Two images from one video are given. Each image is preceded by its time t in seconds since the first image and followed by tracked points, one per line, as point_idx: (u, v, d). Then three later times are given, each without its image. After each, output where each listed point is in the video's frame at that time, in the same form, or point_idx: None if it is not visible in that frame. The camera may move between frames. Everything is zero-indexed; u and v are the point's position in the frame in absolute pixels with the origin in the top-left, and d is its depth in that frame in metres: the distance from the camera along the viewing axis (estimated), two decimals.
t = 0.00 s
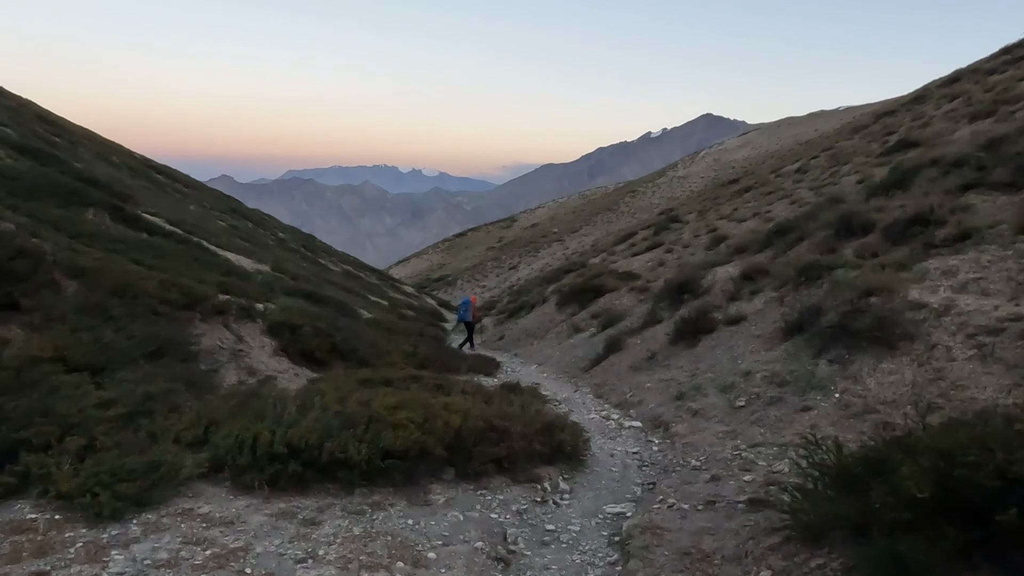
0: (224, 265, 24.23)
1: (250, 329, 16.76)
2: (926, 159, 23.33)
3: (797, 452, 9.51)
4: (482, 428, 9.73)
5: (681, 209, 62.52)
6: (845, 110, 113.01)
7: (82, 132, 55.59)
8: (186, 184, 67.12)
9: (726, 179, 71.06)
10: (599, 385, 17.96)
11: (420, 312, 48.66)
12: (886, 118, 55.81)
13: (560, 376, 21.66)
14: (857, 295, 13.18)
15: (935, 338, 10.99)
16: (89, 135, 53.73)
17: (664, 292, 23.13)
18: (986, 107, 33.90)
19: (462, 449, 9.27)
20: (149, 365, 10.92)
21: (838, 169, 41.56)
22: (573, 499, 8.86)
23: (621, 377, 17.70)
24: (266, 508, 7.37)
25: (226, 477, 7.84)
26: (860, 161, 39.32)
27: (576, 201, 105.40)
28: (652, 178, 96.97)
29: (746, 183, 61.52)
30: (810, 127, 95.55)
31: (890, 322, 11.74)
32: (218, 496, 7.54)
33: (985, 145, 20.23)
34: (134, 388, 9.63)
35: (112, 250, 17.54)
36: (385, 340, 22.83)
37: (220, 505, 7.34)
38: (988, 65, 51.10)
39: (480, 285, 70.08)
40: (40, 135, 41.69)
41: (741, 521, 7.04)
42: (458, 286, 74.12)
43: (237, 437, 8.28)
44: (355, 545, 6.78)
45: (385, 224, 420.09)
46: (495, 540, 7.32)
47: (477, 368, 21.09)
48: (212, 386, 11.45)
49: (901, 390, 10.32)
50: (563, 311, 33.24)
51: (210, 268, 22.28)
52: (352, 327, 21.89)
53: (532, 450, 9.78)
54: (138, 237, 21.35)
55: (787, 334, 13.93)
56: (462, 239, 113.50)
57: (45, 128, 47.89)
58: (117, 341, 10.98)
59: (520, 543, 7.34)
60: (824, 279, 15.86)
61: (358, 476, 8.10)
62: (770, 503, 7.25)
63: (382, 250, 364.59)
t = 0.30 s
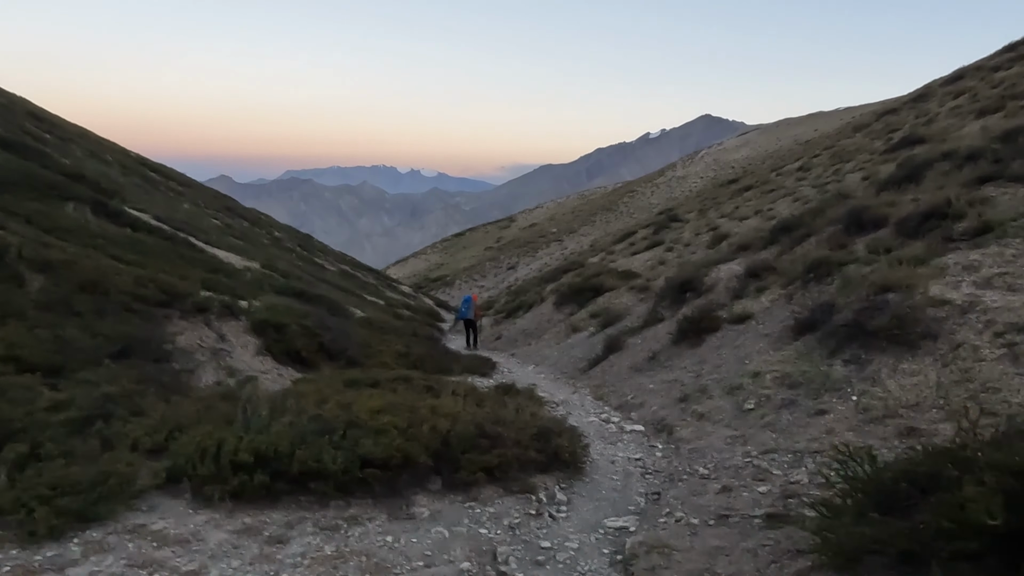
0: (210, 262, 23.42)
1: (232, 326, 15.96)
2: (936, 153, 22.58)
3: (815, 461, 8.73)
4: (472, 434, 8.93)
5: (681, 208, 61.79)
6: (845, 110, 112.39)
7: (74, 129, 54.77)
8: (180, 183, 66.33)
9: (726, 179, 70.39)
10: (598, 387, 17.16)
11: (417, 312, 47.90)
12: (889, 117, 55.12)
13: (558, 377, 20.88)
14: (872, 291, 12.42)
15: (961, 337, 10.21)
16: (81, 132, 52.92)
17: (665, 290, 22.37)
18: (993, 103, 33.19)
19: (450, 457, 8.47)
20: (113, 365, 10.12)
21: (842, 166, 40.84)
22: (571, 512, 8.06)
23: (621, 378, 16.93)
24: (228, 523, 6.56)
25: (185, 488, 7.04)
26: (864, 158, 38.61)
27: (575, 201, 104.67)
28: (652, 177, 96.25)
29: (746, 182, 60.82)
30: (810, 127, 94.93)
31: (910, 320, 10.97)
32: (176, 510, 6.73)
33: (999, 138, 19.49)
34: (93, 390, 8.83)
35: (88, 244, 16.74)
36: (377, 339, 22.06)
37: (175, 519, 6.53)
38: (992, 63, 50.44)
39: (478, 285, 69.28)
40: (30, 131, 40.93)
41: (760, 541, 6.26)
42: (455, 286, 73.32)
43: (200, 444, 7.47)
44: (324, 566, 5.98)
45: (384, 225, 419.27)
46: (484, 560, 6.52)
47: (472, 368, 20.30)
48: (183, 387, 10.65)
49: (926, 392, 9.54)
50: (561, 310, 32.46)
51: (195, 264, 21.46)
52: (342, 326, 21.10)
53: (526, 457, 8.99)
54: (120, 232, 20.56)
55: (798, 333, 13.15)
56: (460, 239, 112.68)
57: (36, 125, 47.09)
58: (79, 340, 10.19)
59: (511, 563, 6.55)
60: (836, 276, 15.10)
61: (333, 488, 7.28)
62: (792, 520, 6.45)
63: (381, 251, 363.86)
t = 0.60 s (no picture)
0: (199, 263, 22.72)
1: (216, 331, 15.26)
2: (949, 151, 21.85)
3: (837, 484, 7.98)
4: (461, 454, 8.20)
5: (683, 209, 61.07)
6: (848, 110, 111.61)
7: (69, 128, 54.19)
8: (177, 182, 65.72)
9: (729, 179, 69.63)
10: (599, 395, 16.45)
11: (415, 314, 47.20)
12: (895, 116, 54.40)
13: (557, 383, 20.16)
14: (890, 297, 11.70)
15: (990, 348, 9.48)
16: (76, 131, 52.32)
17: (668, 293, 21.67)
18: (1004, 101, 32.47)
19: (436, 480, 7.73)
20: (77, 377, 9.42)
21: (847, 166, 40.12)
22: (569, 542, 7.33)
23: (623, 386, 16.19)
24: (183, 558, 5.82)
25: (139, 519, 6.31)
26: (871, 158, 37.89)
27: (576, 202, 103.96)
28: (653, 178, 95.55)
29: (749, 182, 60.08)
30: (813, 127, 94.16)
31: (932, 328, 10.27)
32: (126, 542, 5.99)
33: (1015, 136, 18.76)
34: (48, 407, 8.12)
35: (67, 246, 16.06)
36: (370, 343, 21.36)
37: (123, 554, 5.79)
38: (999, 61, 49.70)
39: (478, 286, 68.57)
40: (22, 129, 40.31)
41: None
42: (455, 287, 72.60)
43: (157, 469, 6.73)
44: None
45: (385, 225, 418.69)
46: None
47: (469, 374, 19.60)
48: (155, 400, 9.94)
49: (954, 408, 8.81)
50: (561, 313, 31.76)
51: (182, 266, 20.78)
52: (334, 330, 20.36)
53: (520, 479, 8.26)
54: (104, 233, 19.88)
55: (810, 341, 12.44)
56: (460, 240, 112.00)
57: (30, 124, 46.48)
58: (40, 351, 9.49)
59: None
60: (848, 280, 14.38)
61: (304, 517, 6.55)
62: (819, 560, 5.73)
63: (382, 251, 363.29)
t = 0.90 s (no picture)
0: (188, 257, 21.93)
1: (200, 327, 14.47)
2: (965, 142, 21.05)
3: (873, 495, 7.15)
4: (452, 461, 7.40)
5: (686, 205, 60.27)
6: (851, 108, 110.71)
7: (64, 123, 53.44)
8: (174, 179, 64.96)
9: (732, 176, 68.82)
10: (603, 394, 15.65)
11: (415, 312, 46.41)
12: (901, 111, 53.62)
13: (559, 382, 19.37)
14: (918, 290, 10.89)
15: None
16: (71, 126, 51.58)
17: (674, 289, 20.86)
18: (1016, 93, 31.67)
19: (424, 490, 6.93)
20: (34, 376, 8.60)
21: (855, 161, 39.33)
22: (573, 560, 6.53)
23: (628, 385, 15.38)
24: None
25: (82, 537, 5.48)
26: (879, 153, 37.10)
27: (577, 200, 103.17)
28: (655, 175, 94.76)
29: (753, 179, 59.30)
30: (817, 124, 93.35)
31: (967, 323, 9.47)
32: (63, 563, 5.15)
33: None
34: None
35: (43, 237, 15.25)
36: (365, 341, 20.58)
37: None
38: (1008, 55, 48.90)
39: (478, 284, 67.79)
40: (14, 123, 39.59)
41: None
42: (456, 286, 71.85)
43: (106, 479, 5.90)
44: None
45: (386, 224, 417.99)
46: None
47: (467, 373, 18.81)
48: (123, 400, 9.14)
49: (998, 409, 8.01)
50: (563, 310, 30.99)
51: (170, 261, 19.99)
52: (327, 326, 19.57)
53: (518, 488, 7.45)
54: (88, 225, 19.08)
55: (830, 337, 11.63)
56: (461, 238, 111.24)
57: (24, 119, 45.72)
58: None
59: None
60: (868, 273, 13.57)
61: (273, 534, 5.72)
62: None
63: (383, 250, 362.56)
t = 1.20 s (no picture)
0: (177, 259, 21.23)
1: (183, 332, 13.77)
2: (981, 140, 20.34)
3: (909, 530, 6.43)
4: (439, 490, 6.69)
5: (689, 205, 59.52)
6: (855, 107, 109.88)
7: (61, 121, 52.78)
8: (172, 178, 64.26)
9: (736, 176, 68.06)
10: (605, 404, 14.94)
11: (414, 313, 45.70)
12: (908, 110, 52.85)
13: (560, 388, 18.67)
14: (945, 298, 10.18)
15: None
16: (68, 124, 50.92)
17: (679, 292, 20.14)
18: None
19: (408, 525, 6.22)
20: None
21: (862, 160, 38.58)
22: None
23: (632, 394, 14.67)
24: None
25: None
26: (887, 152, 36.37)
27: (579, 199, 102.40)
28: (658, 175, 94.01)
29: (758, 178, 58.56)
30: (821, 124, 92.58)
31: (1001, 334, 8.75)
32: None
33: None
34: None
35: (18, 239, 14.54)
36: (359, 345, 19.89)
37: None
38: (1017, 53, 48.13)
39: (479, 285, 67.05)
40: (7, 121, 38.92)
41: None
42: (456, 286, 71.17)
43: (44, 516, 5.18)
44: None
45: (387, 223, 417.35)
46: None
47: (464, 379, 18.11)
48: (86, 417, 8.43)
49: None
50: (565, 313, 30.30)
51: (157, 262, 19.30)
52: (319, 330, 18.86)
53: (513, 519, 6.75)
54: (72, 226, 18.38)
55: (849, 346, 10.92)
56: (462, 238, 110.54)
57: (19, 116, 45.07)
58: None
59: None
60: (886, 278, 12.86)
61: None
62: None
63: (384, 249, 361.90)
